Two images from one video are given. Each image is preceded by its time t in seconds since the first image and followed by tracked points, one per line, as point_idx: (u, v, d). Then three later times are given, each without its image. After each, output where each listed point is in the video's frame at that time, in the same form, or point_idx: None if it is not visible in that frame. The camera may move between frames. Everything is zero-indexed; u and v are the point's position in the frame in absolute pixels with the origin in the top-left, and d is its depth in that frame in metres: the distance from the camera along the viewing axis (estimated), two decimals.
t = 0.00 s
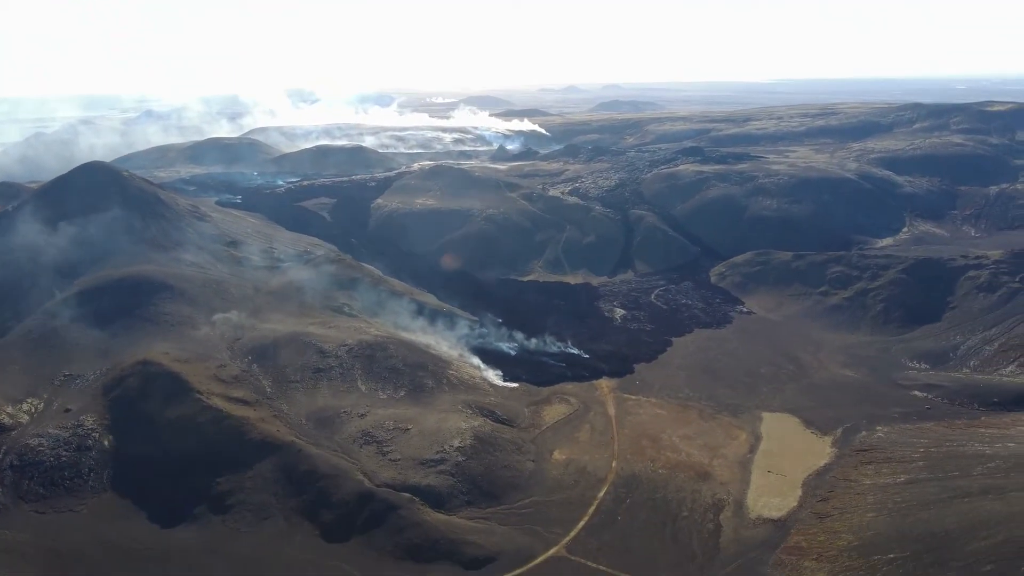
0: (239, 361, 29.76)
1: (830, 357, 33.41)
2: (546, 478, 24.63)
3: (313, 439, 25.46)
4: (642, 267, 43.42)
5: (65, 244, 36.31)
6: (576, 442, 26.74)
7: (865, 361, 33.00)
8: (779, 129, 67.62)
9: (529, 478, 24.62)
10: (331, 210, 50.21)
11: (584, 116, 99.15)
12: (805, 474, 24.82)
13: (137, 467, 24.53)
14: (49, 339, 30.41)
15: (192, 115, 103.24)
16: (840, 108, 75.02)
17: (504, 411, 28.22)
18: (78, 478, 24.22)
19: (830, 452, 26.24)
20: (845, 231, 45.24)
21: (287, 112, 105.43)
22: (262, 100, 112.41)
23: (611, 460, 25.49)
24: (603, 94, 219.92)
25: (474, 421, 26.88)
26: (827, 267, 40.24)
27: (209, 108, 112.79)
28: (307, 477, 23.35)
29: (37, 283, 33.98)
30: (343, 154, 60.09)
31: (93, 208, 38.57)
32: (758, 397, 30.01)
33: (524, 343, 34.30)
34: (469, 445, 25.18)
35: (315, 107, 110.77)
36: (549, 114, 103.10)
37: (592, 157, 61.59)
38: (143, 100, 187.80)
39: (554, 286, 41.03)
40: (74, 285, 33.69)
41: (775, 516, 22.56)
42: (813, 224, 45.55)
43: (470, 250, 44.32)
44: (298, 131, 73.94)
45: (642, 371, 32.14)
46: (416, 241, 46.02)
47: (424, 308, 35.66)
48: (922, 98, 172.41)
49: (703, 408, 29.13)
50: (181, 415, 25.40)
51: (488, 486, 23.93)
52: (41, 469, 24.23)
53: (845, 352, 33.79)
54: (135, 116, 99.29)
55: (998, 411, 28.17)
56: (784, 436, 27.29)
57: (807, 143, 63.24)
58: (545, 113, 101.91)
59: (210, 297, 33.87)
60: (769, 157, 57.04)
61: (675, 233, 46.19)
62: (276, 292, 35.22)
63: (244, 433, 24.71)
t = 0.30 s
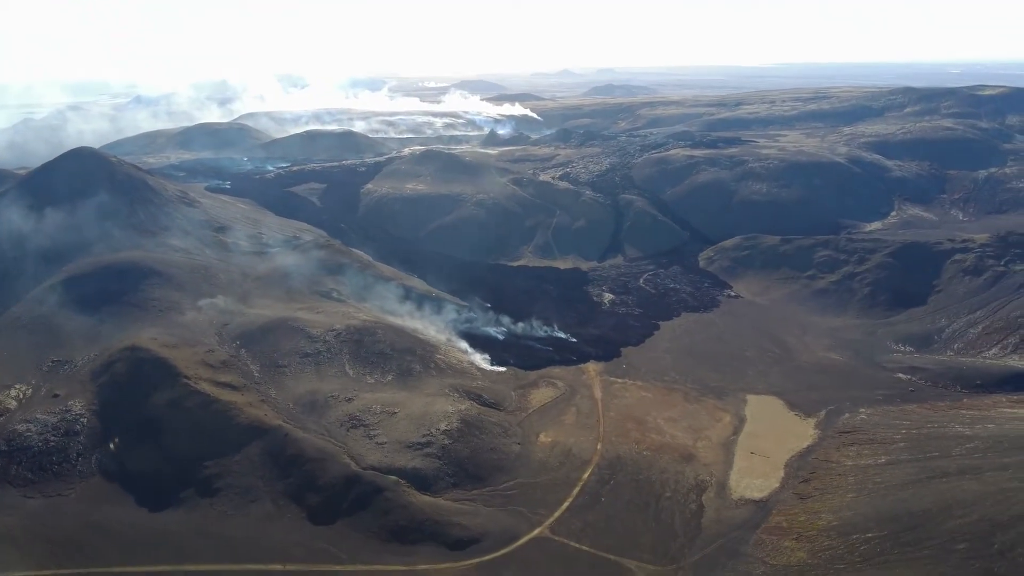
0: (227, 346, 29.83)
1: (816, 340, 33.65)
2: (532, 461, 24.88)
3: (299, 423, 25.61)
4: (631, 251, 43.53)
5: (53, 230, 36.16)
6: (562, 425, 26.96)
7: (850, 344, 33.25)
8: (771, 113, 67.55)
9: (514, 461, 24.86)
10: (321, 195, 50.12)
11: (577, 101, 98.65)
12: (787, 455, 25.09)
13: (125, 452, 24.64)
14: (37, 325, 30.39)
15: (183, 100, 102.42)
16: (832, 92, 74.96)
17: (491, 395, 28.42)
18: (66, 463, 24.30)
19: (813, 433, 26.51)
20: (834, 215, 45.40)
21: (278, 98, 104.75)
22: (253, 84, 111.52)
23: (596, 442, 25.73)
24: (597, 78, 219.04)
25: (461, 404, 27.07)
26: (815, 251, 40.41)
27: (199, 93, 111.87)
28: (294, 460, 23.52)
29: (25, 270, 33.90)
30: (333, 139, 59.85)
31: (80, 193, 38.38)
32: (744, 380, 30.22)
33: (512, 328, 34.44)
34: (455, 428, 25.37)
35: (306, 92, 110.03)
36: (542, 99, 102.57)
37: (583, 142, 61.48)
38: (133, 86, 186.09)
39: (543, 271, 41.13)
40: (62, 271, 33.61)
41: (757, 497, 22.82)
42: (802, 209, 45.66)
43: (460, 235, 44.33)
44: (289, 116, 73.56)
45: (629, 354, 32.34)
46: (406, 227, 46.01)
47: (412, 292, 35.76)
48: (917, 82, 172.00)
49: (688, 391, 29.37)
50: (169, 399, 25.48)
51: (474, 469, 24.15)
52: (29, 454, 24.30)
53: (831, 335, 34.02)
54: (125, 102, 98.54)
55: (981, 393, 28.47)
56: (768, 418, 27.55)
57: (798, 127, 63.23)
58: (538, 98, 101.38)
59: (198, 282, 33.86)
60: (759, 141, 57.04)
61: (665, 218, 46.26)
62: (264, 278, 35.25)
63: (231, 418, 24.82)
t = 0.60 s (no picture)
0: (216, 338, 29.89)
1: (804, 330, 33.83)
2: (519, 450, 25.05)
3: (288, 414, 25.72)
4: (622, 243, 43.64)
5: (43, 223, 36.10)
6: (549, 415, 27.13)
7: (838, 334, 33.45)
8: (763, 105, 67.62)
9: (501, 451, 25.02)
10: (313, 187, 50.11)
11: (571, 93, 98.53)
12: (772, 444, 25.29)
13: (113, 443, 24.68)
14: (26, 317, 30.38)
15: (175, 93, 101.91)
16: (825, 84, 75.02)
17: (479, 386, 28.57)
18: (55, 454, 24.33)
19: (798, 423, 26.73)
20: (824, 206, 45.55)
21: (271, 91, 104.41)
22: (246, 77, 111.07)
23: (583, 432, 25.91)
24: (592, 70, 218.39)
25: (449, 395, 27.21)
26: (804, 243, 40.58)
27: (192, 85, 111.35)
28: (281, 451, 23.65)
29: (14, 263, 33.84)
30: (325, 131, 59.76)
31: (70, 186, 38.31)
32: (731, 371, 30.40)
33: (501, 319, 34.57)
34: (442, 419, 25.52)
35: (299, 85, 109.64)
36: (536, 91, 102.37)
37: (575, 133, 61.49)
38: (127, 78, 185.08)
39: (534, 263, 41.23)
40: (51, 264, 33.57)
41: (741, 486, 23.00)
42: (792, 200, 45.79)
43: (451, 227, 44.40)
44: (281, 109, 73.36)
45: (617, 345, 32.50)
46: (397, 219, 46.05)
47: (401, 284, 35.84)
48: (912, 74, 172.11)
49: (675, 381, 29.54)
50: (158, 391, 25.55)
51: (461, 459, 24.31)
52: (17, 445, 24.33)
53: (818, 326, 34.20)
54: (117, 95, 98.03)
55: (966, 382, 28.68)
56: (754, 408, 27.74)
57: (790, 119, 63.32)
58: (532, 90, 101.19)
59: (188, 275, 33.88)
60: (751, 133, 57.12)
61: (656, 209, 46.36)
62: (254, 270, 35.30)
63: (219, 409, 24.92)
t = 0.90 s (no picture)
0: (206, 327, 30.00)
1: (792, 319, 34.05)
2: (506, 438, 25.29)
3: (276, 402, 25.92)
4: (613, 233, 43.77)
5: (34, 214, 36.12)
6: (537, 403, 27.36)
7: (825, 322, 33.69)
8: (756, 94, 67.64)
9: (488, 438, 25.26)
10: (305, 178, 50.12)
11: (566, 82, 98.32)
12: (756, 431, 25.56)
13: (103, 432, 24.81)
14: (16, 308, 30.44)
15: (168, 83, 101.44)
16: (818, 73, 75.04)
17: (468, 374, 28.77)
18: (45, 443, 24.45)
19: (783, 410, 27.00)
20: (814, 196, 45.71)
21: (265, 81, 104.00)
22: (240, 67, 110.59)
23: (569, 420, 26.15)
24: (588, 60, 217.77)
25: (437, 383, 27.43)
26: (794, 232, 40.75)
27: (185, 76, 110.82)
28: (270, 439, 23.86)
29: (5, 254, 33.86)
30: (318, 121, 59.67)
31: (61, 177, 38.29)
32: (718, 359, 30.64)
33: (491, 309, 34.74)
34: (430, 407, 25.75)
35: (293, 75, 109.21)
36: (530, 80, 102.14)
37: (568, 123, 61.50)
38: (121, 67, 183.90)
39: (525, 252, 41.38)
40: (42, 255, 33.61)
41: (724, 472, 23.28)
42: (783, 189, 45.92)
43: (443, 217, 44.47)
44: (274, 99, 73.21)
45: (606, 334, 32.72)
46: (389, 209, 46.11)
47: (391, 274, 35.96)
48: (908, 64, 171.86)
49: (662, 369, 29.78)
50: (148, 380, 25.69)
51: (448, 446, 24.55)
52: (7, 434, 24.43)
53: (806, 314, 34.43)
54: (109, 86, 97.52)
55: (950, 369, 28.96)
56: (739, 395, 27.99)
57: (783, 108, 63.36)
58: (526, 80, 100.96)
59: (179, 265, 33.97)
60: (743, 123, 57.19)
61: (647, 199, 46.48)
62: (245, 260, 35.40)
63: (209, 398, 25.10)
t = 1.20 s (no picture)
0: (197, 317, 30.05)
1: (782, 308, 34.19)
2: (494, 425, 25.48)
3: (266, 391, 26.06)
4: (605, 223, 43.85)
5: (25, 205, 36.07)
6: (526, 391, 27.52)
7: (814, 311, 33.84)
8: (751, 84, 67.58)
9: (476, 426, 25.46)
10: (299, 168, 50.09)
11: (561, 72, 98.03)
12: (743, 418, 25.75)
13: (94, 421, 24.88)
14: (7, 299, 30.44)
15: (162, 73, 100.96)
16: (813, 63, 74.98)
17: (458, 363, 28.90)
18: (35, 431, 24.49)
19: (770, 397, 27.20)
20: (806, 185, 45.78)
21: (259, 72, 103.58)
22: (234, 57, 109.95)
23: (558, 408, 26.31)
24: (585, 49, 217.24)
25: (427, 372, 27.57)
26: (785, 221, 40.84)
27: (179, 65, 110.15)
28: (260, 428, 24.01)
29: None
30: (311, 110, 59.53)
31: (53, 168, 38.20)
32: (707, 347, 30.79)
33: (482, 298, 34.85)
34: (419, 395, 25.91)
35: (288, 65, 108.68)
36: (526, 70, 101.76)
37: (562, 113, 61.44)
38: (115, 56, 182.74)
39: (517, 241, 41.44)
40: (33, 246, 33.58)
41: (710, 459, 23.47)
42: (775, 179, 45.98)
43: (435, 207, 44.50)
44: (268, 89, 73.00)
45: (596, 323, 32.85)
46: (382, 199, 46.11)
47: (382, 264, 36.03)
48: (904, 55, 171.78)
49: (651, 358, 29.93)
50: (138, 369, 25.76)
51: (436, 434, 24.71)
52: None
53: (796, 303, 34.56)
54: (103, 76, 96.99)
55: (937, 358, 29.13)
56: (727, 383, 28.17)
57: (777, 98, 63.34)
58: (522, 69, 100.58)
59: (171, 255, 34.00)
60: (737, 112, 57.18)
61: (640, 189, 46.52)
62: (236, 250, 35.42)
63: (199, 387, 25.22)
